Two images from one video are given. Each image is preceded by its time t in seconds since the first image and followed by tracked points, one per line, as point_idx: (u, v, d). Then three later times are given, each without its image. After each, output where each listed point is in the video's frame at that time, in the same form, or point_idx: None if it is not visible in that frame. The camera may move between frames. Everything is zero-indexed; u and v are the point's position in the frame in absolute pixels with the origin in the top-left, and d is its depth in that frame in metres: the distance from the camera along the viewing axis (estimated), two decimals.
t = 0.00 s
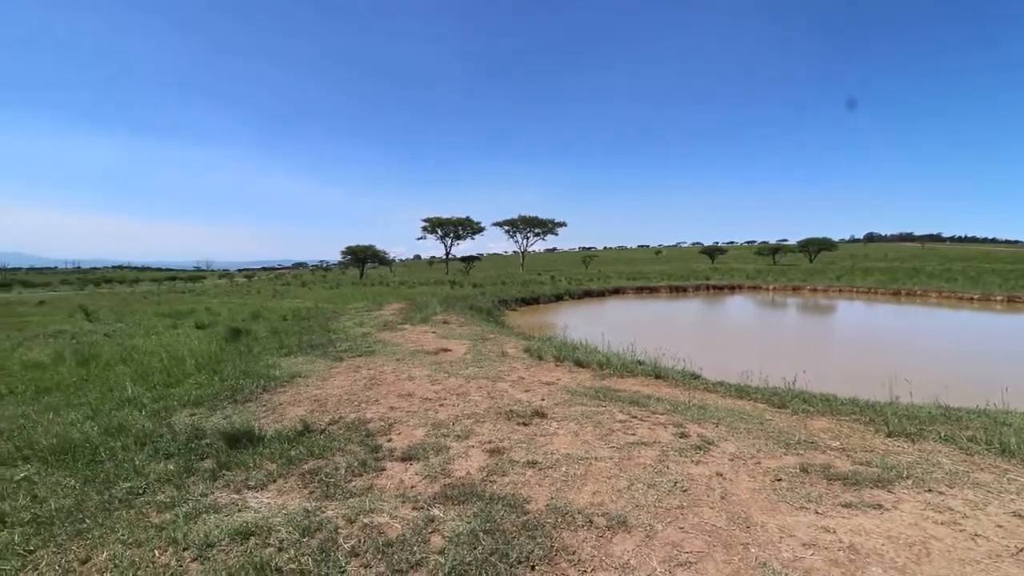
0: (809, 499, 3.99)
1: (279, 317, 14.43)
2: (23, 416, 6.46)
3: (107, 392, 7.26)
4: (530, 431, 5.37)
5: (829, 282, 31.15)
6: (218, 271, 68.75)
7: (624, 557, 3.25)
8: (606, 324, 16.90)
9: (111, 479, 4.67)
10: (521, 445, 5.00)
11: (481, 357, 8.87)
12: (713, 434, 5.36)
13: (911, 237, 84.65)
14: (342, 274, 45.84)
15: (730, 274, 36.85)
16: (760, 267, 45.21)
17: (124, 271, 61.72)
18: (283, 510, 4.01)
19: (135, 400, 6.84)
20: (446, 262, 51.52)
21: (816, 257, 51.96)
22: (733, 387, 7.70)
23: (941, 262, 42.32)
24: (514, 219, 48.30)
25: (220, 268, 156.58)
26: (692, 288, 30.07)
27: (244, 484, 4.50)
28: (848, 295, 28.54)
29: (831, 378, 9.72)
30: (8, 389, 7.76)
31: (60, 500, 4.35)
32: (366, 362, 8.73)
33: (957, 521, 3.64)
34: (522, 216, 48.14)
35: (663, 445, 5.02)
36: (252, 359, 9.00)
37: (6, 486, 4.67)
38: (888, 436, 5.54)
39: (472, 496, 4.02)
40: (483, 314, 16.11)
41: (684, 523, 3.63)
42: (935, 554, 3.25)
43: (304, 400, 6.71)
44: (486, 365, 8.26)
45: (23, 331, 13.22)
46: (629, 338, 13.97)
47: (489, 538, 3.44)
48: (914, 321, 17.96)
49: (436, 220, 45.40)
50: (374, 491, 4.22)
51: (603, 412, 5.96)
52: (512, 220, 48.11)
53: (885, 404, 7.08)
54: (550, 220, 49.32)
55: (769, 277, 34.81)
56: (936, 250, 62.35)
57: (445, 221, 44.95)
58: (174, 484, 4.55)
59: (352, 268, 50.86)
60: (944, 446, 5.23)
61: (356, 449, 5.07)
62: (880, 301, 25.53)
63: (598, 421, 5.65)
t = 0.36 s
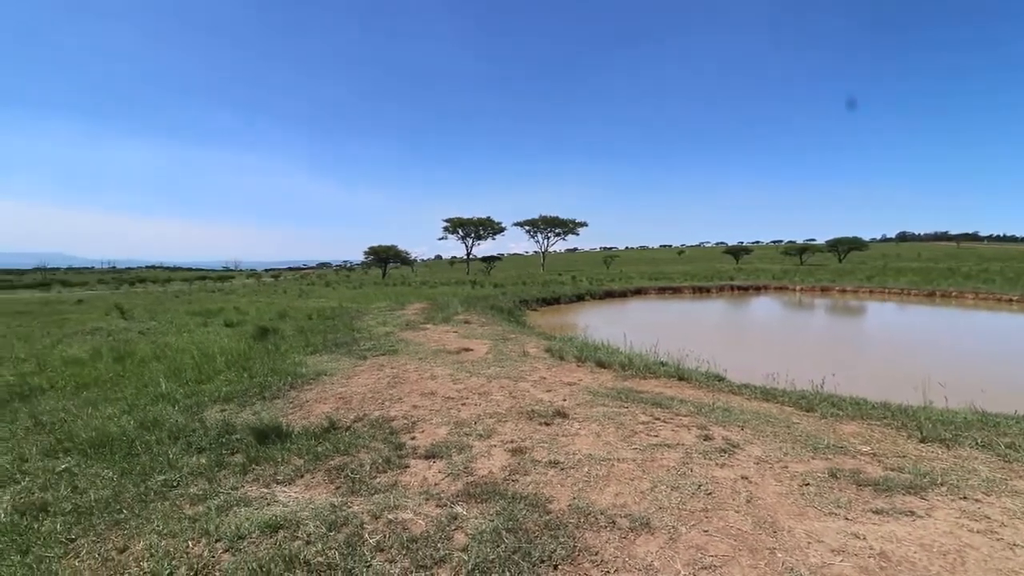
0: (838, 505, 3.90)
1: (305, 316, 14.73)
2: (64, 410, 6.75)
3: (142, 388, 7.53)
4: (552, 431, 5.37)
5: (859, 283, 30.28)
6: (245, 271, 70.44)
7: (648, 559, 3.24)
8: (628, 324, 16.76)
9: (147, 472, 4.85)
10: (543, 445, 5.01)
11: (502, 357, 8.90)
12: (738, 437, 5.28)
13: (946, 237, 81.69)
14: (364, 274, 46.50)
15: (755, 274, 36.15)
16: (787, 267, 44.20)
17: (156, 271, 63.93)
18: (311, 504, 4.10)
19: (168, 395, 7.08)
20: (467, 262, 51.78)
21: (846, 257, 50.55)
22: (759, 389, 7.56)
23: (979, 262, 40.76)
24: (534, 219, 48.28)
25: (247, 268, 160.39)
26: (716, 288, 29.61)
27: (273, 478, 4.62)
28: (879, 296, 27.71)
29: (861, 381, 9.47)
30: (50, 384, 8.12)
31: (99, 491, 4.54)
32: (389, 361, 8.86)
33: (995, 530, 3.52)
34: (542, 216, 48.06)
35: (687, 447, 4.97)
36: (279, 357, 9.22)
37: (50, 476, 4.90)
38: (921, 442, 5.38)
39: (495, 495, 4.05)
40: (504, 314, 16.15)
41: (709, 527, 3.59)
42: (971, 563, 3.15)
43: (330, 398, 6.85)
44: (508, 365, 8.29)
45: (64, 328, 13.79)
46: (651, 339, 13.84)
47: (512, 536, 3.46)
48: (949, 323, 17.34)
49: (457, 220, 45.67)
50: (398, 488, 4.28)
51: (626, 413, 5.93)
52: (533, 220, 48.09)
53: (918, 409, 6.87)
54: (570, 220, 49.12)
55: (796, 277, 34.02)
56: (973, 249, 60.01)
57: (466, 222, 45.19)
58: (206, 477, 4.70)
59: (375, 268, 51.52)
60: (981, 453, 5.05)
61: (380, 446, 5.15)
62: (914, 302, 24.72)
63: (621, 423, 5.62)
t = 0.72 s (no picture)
0: (868, 511, 3.79)
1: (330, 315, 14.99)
2: (100, 404, 7.01)
3: (174, 384, 7.77)
4: (573, 431, 5.36)
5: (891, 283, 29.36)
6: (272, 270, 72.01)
7: (670, 562, 3.20)
8: (650, 325, 16.59)
9: (178, 465, 5.01)
10: (565, 445, 4.99)
11: (523, 357, 8.91)
12: (764, 440, 5.18)
13: (984, 236, 78.58)
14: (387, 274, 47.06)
15: (781, 275, 35.35)
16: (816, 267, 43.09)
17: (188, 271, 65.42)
18: (335, 500, 4.18)
19: (198, 391, 7.29)
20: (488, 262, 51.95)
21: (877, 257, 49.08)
22: (786, 392, 7.40)
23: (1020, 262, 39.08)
24: (555, 219, 48.15)
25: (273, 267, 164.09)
26: (741, 289, 29.08)
27: (299, 473, 4.72)
28: (912, 297, 26.81)
29: (892, 385, 9.19)
30: (88, 379, 8.45)
31: (133, 483, 4.70)
32: (411, 360, 8.94)
33: None
34: (563, 216, 47.90)
35: (711, 450, 4.89)
36: (304, 355, 9.40)
37: (88, 468, 5.10)
38: (957, 448, 5.19)
39: (516, 494, 4.05)
40: (525, 314, 16.15)
41: (734, 531, 3.53)
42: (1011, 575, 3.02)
43: (353, 395, 6.95)
44: (529, 365, 8.29)
45: (100, 325, 14.32)
46: (674, 340, 13.68)
47: (533, 536, 3.46)
48: (988, 325, 16.68)
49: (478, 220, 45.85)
50: (420, 486, 4.33)
51: (648, 415, 5.87)
52: (554, 220, 47.97)
53: (954, 414, 6.62)
54: (592, 219, 48.83)
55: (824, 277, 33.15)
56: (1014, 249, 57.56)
57: (487, 222, 45.30)
58: (234, 471, 4.83)
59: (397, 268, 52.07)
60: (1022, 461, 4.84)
61: (402, 444, 5.21)
62: (950, 304, 23.83)
63: (643, 424, 5.56)
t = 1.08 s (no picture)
0: (895, 518, 3.70)
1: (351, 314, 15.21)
2: (132, 400, 7.24)
3: (201, 380, 7.99)
4: (592, 432, 5.35)
5: (921, 284, 28.46)
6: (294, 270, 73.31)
7: (690, 565, 3.18)
8: (670, 326, 16.41)
9: (205, 459, 5.15)
10: (583, 445, 4.99)
11: (541, 357, 8.92)
12: (787, 444, 5.09)
13: (1021, 235, 75.76)
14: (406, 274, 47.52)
15: (805, 275, 34.59)
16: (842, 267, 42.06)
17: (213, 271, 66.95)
18: (356, 496, 4.25)
19: (224, 388, 7.48)
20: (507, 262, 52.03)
21: (906, 257, 47.65)
22: (809, 394, 7.26)
23: None
24: (574, 219, 47.96)
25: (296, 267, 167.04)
26: (763, 289, 28.56)
27: (322, 469, 4.82)
28: (944, 298, 25.96)
29: (922, 388, 8.92)
30: (120, 375, 8.75)
31: (163, 476, 4.86)
32: (431, 359, 9.03)
33: None
34: (582, 215, 47.67)
35: (732, 453, 4.83)
36: (325, 353, 9.56)
37: (120, 460, 5.28)
38: (990, 454, 5.02)
39: (534, 494, 4.07)
40: (543, 314, 16.13)
41: (755, 535, 3.49)
42: None
43: (374, 393, 7.06)
44: (547, 365, 8.29)
45: (131, 324, 14.78)
46: (695, 341, 13.52)
47: (551, 536, 3.47)
48: None
49: (497, 220, 45.97)
50: (439, 483, 4.37)
51: (668, 416, 5.82)
52: (572, 220, 47.80)
53: (988, 419, 6.40)
54: (611, 219, 48.48)
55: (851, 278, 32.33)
56: None
57: (505, 223, 45.36)
58: (259, 466, 4.95)
59: (416, 268, 52.49)
60: None
61: (422, 441, 5.27)
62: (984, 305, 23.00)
63: (663, 426, 5.52)
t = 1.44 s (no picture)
0: (933, 525, 3.58)
1: (377, 314, 15.46)
2: (170, 394, 7.54)
3: (234, 376, 8.26)
4: (617, 432, 5.32)
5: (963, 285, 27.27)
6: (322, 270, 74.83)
7: (718, 568, 3.15)
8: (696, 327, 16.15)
9: (239, 453, 5.33)
10: (609, 446, 4.97)
11: (566, 357, 8.91)
12: (818, 448, 4.97)
13: None
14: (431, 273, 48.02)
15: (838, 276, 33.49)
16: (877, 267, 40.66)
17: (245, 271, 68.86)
18: (384, 491, 4.34)
19: (257, 384, 7.72)
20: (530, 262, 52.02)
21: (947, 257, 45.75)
22: (842, 398, 7.06)
23: None
24: (598, 219, 47.64)
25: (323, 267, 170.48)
26: (794, 290, 27.84)
27: (351, 464, 4.93)
28: (987, 299, 24.84)
29: (963, 394, 8.56)
30: (158, 370, 9.10)
31: (200, 468, 5.04)
32: (456, 358, 9.11)
33: None
34: (606, 215, 47.31)
35: (761, 456, 4.74)
36: (353, 351, 9.75)
37: (159, 452, 5.51)
38: None
39: (560, 493, 4.08)
40: (567, 314, 16.09)
41: (785, 539, 3.43)
42: None
43: (400, 391, 7.17)
44: (571, 365, 8.28)
45: (168, 321, 15.32)
46: (722, 342, 13.27)
47: (576, 535, 3.48)
48: None
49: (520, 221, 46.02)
50: (465, 480, 4.43)
51: (695, 418, 5.75)
52: (596, 220, 47.49)
53: None
54: (636, 219, 47.99)
55: (887, 278, 31.22)
56: None
57: (529, 223, 45.37)
58: (290, 460, 5.09)
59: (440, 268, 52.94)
60: None
61: (447, 439, 5.33)
62: None
63: (689, 428, 5.45)
